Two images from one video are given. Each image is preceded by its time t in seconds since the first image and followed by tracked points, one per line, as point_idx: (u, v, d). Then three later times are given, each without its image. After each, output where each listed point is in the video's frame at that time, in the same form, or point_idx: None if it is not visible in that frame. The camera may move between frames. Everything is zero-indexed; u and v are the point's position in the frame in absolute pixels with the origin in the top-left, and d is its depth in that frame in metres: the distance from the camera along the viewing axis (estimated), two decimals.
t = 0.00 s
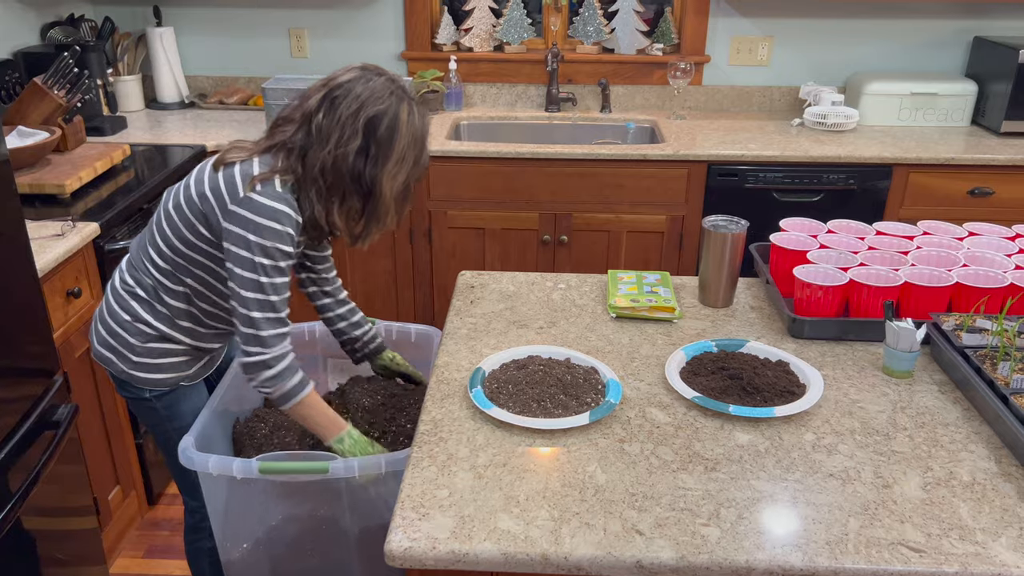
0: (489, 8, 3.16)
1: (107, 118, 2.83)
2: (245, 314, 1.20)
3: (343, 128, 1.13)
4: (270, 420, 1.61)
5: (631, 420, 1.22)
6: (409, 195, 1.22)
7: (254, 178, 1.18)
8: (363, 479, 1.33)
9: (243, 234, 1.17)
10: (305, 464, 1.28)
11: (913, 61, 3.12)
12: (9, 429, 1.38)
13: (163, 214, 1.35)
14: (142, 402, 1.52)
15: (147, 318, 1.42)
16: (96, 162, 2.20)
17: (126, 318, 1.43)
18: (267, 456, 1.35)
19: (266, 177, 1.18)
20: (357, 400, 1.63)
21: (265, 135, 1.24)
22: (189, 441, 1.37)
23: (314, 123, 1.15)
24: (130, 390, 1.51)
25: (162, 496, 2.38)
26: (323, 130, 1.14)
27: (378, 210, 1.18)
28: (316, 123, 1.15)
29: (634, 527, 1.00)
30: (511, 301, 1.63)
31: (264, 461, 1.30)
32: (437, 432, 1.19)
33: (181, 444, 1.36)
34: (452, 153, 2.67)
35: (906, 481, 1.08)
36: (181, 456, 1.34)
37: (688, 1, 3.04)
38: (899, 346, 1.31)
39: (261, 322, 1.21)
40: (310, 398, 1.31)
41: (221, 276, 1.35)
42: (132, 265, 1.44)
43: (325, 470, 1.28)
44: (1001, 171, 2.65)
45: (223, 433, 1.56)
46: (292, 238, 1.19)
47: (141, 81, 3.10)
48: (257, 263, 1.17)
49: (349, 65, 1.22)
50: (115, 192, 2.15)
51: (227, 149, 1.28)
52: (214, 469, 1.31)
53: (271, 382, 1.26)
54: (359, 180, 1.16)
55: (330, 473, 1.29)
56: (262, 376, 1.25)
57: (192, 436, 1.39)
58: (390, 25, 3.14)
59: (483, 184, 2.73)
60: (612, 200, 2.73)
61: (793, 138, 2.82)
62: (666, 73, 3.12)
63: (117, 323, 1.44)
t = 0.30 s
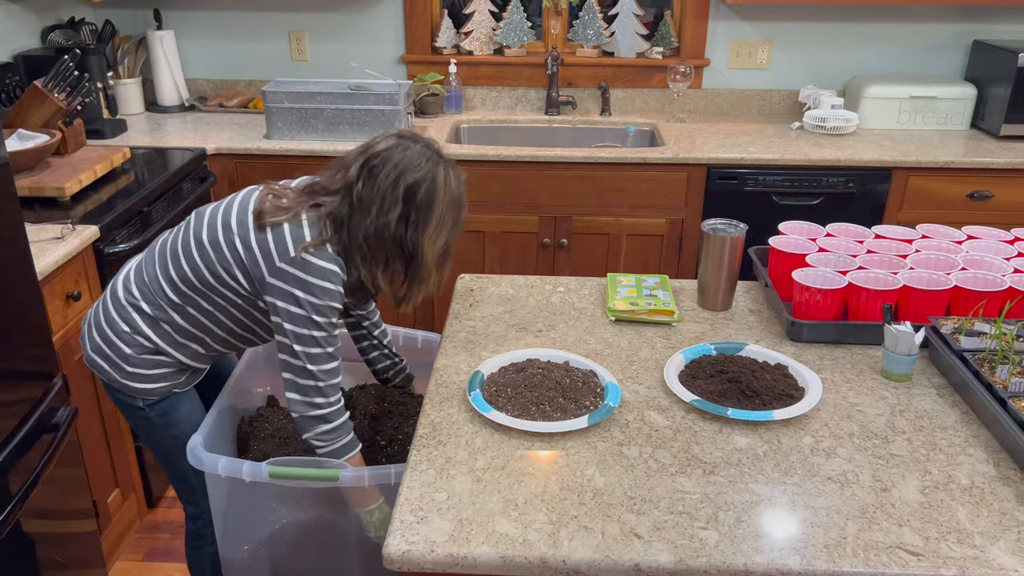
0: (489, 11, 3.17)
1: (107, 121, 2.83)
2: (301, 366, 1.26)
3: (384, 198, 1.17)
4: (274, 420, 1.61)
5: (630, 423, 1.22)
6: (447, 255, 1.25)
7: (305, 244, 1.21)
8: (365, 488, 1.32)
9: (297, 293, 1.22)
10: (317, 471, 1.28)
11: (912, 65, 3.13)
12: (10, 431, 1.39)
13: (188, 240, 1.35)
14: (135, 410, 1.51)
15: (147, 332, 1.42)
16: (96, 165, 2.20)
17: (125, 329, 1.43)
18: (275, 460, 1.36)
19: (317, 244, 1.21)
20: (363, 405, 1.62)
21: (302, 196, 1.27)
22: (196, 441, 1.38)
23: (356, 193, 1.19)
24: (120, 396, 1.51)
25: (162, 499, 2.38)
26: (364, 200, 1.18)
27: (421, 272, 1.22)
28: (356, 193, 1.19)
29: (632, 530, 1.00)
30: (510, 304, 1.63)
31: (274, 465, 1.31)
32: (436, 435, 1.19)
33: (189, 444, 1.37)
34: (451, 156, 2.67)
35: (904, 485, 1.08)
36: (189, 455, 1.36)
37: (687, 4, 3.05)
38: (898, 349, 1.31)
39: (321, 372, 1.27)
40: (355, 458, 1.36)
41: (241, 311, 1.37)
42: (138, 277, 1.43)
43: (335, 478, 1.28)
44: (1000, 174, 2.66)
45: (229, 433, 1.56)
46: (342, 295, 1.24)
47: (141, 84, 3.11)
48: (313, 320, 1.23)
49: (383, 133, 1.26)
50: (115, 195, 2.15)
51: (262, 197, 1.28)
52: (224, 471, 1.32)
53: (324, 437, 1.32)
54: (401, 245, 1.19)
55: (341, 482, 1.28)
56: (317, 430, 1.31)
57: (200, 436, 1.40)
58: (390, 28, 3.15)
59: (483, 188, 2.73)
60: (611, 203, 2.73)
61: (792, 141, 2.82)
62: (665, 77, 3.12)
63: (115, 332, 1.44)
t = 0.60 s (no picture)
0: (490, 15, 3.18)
1: (109, 123, 2.84)
2: (301, 400, 1.28)
3: (398, 242, 1.22)
4: (274, 424, 1.61)
5: (631, 426, 1.21)
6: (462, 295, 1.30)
7: (324, 285, 1.23)
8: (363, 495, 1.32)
9: (309, 326, 1.23)
10: (311, 475, 1.27)
11: (914, 68, 3.13)
12: (11, 433, 1.39)
13: (203, 260, 1.36)
14: (129, 416, 1.51)
15: (147, 342, 1.42)
16: (98, 168, 2.21)
17: (124, 337, 1.42)
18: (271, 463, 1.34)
19: (337, 285, 1.23)
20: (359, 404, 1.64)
21: (318, 237, 1.31)
22: (192, 445, 1.36)
23: (371, 237, 1.24)
24: (111, 400, 1.51)
25: (163, 502, 2.38)
26: (379, 244, 1.23)
27: (436, 312, 1.26)
28: (372, 238, 1.24)
29: (633, 533, 1.00)
30: (511, 307, 1.63)
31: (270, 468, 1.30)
32: (437, 439, 1.19)
33: (186, 449, 1.36)
34: (452, 159, 2.67)
35: (906, 488, 1.08)
36: (186, 461, 1.34)
37: (688, 7, 3.05)
38: (899, 353, 1.30)
39: (321, 407, 1.29)
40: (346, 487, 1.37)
41: (249, 335, 1.38)
42: (142, 287, 1.43)
43: (331, 481, 1.26)
44: (1002, 178, 2.65)
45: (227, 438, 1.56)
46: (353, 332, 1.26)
47: (143, 87, 3.11)
48: (319, 352, 1.24)
49: (395, 178, 1.31)
50: (116, 198, 2.15)
51: (278, 235, 1.31)
52: (219, 476, 1.30)
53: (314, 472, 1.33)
54: (417, 287, 1.24)
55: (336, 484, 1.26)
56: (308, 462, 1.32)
57: (196, 440, 1.39)
58: (391, 31, 3.15)
59: (484, 191, 2.73)
60: (613, 206, 2.73)
61: (793, 144, 2.82)
62: (666, 80, 3.13)
63: (112, 339, 1.43)
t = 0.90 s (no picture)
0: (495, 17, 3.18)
1: (115, 125, 2.85)
2: (303, 398, 1.27)
3: (399, 245, 1.23)
4: (273, 428, 1.61)
5: (635, 429, 1.21)
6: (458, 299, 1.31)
7: (324, 283, 1.24)
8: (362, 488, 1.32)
9: (310, 323, 1.24)
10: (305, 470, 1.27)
11: (918, 71, 3.12)
12: (16, 434, 1.39)
13: (204, 259, 1.36)
14: (130, 416, 1.51)
15: (148, 342, 1.42)
16: (103, 170, 2.21)
17: (125, 337, 1.42)
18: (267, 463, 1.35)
19: (337, 284, 1.24)
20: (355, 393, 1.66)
21: (318, 236, 1.31)
22: (189, 448, 1.36)
23: (372, 238, 1.25)
24: (112, 401, 1.51)
25: (166, 503, 2.38)
26: (380, 246, 1.24)
27: (431, 315, 1.28)
28: (373, 239, 1.25)
29: (637, 537, 1.00)
30: (515, 309, 1.63)
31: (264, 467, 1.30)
32: (440, 441, 1.19)
33: (182, 452, 1.35)
34: (456, 162, 2.67)
35: (911, 492, 1.07)
36: (182, 464, 1.33)
37: (693, 10, 3.05)
38: (904, 356, 1.30)
39: (322, 404, 1.28)
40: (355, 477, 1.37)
41: (252, 335, 1.39)
42: (144, 287, 1.43)
43: (325, 476, 1.27)
44: (1007, 181, 2.65)
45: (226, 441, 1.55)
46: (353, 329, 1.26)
47: (148, 89, 3.12)
48: (320, 348, 1.24)
49: (399, 180, 1.31)
50: (121, 200, 2.16)
51: (278, 235, 1.32)
52: (215, 476, 1.31)
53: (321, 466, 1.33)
54: (414, 290, 1.25)
55: (331, 479, 1.28)
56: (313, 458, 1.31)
57: (193, 444, 1.38)
58: (396, 33, 3.15)
59: (488, 193, 2.73)
60: (617, 209, 2.73)
61: (798, 147, 2.82)
62: (670, 82, 3.13)
63: (114, 340, 1.43)
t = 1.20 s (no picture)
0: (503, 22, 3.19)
1: (124, 129, 2.86)
2: (307, 380, 1.26)
3: (399, 223, 1.21)
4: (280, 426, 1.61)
5: (643, 434, 1.21)
6: (458, 279, 1.30)
7: (323, 264, 1.22)
8: (371, 489, 1.33)
9: (310, 306, 1.22)
10: (314, 473, 1.28)
11: (927, 75, 3.12)
12: (25, 436, 1.40)
13: (206, 252, 1.36)
14: (143, 415, 1.52)
15: (159, 340, 1.43)
16: (113, 173, 2.23)
17: (137, 336, 1.43)
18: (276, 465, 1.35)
19: (336, 264, 1.22)
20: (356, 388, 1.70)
21: (318, 218, 1.29)
22: (197, 452, 1.36)
23: (372, 216, 1.23)
24: (126, 400, 1.52)
25: (174, 505, 2.39)
26: (380, 224, 1.22)
27: (431, 296, 1.27)
28: (373, 217, 1.23)
29: (645, 541, 1.00)
30: (523, 313, 1.63)
31: (273, 470, 1.31)
32: (449, 444, 1.19)
33: (190, 456, 1.36)
34: (464, 165, 2.68)
35: (921, 498, 1.07)
36: (190, 467, 1.34)
37: (700, 15, 3.05)
38: (914, 361, 1.30)
39: (327, 387, 1.27)
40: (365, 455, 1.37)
41: (257, 324, 1.38)
42: (152, 285, 1.44)
43: (333, 480, 1.28)
44: (1016, 185, 2.64)
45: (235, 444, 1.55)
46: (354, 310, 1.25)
47: (158, 93, 3.14)
48: (324, 332, 1.24)
49: (400, 159, 1.30)
50: (130, 203, 2.17)
51: (278, 221, 1.30)
52: (223, 479, 1.31)
53: (331, 447, 1.32)
54: (414, 269, 1.24)
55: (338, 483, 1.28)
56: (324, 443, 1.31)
57: (201, 448, 1.38)
58: (404, 37, 3.17)
59: (495, 197, 2.74)
60: (624, 212, 2.73)
61: (805, 151, 2.82)
62: (678, 87, 3.13)
63: (126, 339, 1.44)
